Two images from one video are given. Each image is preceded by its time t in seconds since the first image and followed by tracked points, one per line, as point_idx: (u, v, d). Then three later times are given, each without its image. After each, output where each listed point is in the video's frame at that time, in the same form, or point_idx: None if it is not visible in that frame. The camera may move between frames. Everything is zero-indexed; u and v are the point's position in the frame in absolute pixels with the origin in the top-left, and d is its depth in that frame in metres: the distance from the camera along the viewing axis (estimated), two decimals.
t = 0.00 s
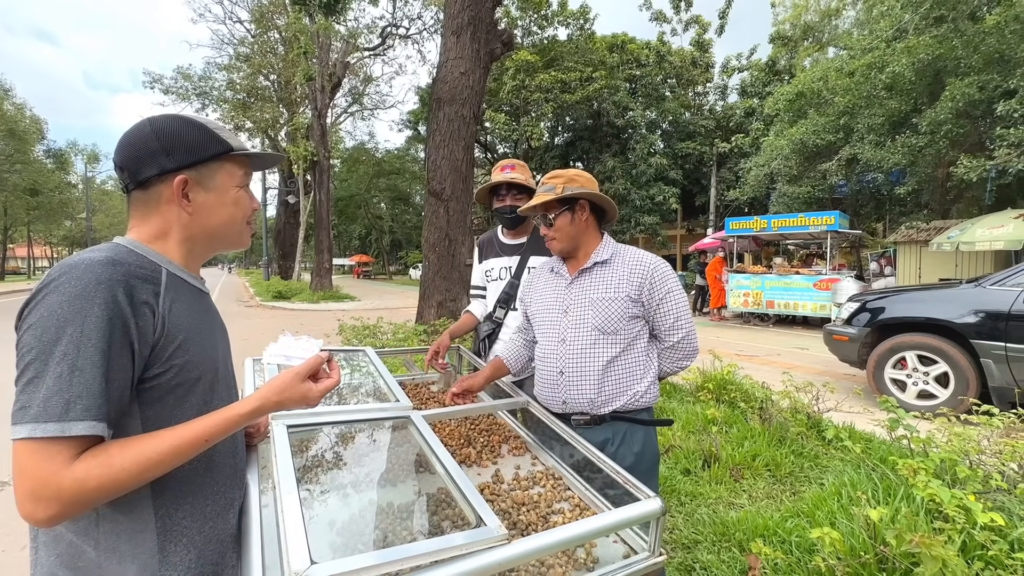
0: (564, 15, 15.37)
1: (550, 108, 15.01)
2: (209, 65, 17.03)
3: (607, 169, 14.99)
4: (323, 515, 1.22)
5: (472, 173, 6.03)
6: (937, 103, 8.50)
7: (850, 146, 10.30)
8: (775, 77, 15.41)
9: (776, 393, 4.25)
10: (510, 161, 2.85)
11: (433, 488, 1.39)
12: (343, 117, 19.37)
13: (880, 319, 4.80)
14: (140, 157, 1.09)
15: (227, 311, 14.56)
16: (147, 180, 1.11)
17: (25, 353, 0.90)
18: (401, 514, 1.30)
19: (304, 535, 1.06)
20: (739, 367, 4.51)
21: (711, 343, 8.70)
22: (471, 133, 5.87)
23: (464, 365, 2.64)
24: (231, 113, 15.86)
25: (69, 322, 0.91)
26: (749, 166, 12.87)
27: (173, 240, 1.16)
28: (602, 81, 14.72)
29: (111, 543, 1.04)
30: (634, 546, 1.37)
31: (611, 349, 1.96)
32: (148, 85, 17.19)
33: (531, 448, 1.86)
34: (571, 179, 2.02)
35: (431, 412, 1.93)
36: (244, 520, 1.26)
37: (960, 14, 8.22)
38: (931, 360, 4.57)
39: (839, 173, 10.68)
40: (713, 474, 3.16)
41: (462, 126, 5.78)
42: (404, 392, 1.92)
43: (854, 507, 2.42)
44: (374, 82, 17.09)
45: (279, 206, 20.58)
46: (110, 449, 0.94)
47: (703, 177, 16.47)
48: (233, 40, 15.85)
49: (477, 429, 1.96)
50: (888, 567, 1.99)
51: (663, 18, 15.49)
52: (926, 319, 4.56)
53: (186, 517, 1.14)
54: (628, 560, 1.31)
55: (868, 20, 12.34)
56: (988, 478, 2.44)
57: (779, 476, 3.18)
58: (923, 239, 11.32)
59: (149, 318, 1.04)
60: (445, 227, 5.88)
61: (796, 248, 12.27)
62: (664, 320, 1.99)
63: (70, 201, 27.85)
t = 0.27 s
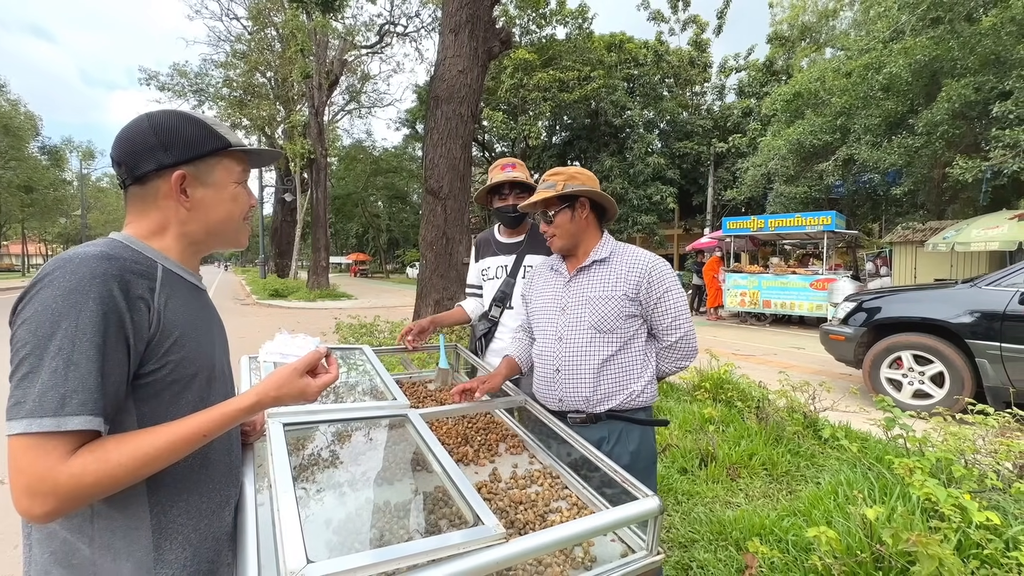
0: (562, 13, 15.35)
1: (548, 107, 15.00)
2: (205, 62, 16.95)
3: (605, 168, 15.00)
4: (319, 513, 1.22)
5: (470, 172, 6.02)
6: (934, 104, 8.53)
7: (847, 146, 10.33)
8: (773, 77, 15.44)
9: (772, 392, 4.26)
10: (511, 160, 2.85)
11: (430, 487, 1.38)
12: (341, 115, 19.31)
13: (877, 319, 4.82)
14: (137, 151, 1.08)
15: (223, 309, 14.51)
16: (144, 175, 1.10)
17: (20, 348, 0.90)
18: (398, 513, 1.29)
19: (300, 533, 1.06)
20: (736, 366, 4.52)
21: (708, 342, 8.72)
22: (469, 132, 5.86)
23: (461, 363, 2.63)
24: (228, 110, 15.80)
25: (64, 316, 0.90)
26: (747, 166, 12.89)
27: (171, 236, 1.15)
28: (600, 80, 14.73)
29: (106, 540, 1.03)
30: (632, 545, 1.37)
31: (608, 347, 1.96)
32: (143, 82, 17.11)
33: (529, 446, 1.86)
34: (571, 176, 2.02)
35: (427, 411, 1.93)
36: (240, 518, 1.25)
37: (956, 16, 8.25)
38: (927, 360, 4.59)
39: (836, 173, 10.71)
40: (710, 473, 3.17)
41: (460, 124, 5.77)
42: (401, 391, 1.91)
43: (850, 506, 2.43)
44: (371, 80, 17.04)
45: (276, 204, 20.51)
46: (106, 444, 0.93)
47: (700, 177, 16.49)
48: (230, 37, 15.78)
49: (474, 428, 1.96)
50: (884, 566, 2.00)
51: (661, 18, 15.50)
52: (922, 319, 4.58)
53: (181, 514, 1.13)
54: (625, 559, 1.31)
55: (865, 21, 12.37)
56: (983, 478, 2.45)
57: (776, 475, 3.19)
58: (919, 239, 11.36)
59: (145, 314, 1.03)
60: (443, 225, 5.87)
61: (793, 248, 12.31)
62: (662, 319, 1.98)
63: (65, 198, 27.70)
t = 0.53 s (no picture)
0: (560, 12, 15.35)
1: (546, 106, 15.00)
2: (202, 58, 16.88)
3: (602, 167, 15.02)
4: (316, 513, 1.21)
5: (467, 171, 6.02)
6: (930, 104, 8.56)
7: (844, 146, 10.36)
8: (770, 78, 15.48)
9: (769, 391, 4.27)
10: (505, 158, 2.84)
11: (427, 486, 1.37)
12: (338, 113, 19.26)
13: (873, 318, 4.84)
14: (139, 147, 1.07)
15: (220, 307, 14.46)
16: (146, 172, 1.09)
17: (18, 345, 0.89)
18: (395, 511, 1.29)
19: (297, 533, 1.05)
20: (733, 365, 4.53)
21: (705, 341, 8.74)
22: (466, 130, 5.85)
23: (459, 362, 2.61)
24: (224, 108, 15.75)
25: (63, 314, 0.89)
26: (744, 165, 12.91)
27: (169, 232, 1.14)
28: (598, 79, 14.75)
29: (102, 540, 1.02)
30: (630, 544, 1.37)
31: (608, 345, 1.95)
32: (139, 78, 17.02)
33: (526, 445, 1.85)
34: (578, 171, 2.04)
35: (425, 410, 1.92)
36: (236, 517, 1.24)
37: (953, 17, 8.28)
38: (922, 359, 4.60)
39: (833, 173, 10.75)
40: (707, 472, 3.17)
41: (457, 123, 5.76)
42: (398, 389, 1.90)
43: (846, 505, 2.43)
44: (369, 78, 16.99)
45: (272, 202, 20.45)
46: (106, 443, 0.92)
47: (697, 176, 16.52)
48: (226, 34, 15.71)
49: (472, 426, 1.95)
50: (881, 565, 2.01)
51: (659, 18, 15.54)
52: (918, 319, 4.59)
53: (177, 514, 1.12)
54: (623, 558, 1.30)
55: (862, 21, 12.41)
56: (979, 477, 2.46)
57: (772, 474, 3.20)
58: (915, 240, 11.41)
59: (143, 311, 1.02)
60: (440, 223, 5.86)
61: (790, 248, 12.34)
62: (661, 315, 1.98)
63: (60, 195, 27.54)
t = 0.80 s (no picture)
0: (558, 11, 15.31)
1: (544, 104, 15.00)
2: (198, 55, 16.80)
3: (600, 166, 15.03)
4: (314, 511, 1.21)
5: (465, 169, 6.01)
6: (926, 105, 8.59)
7: (841, 146, 10.40)
8: (768, 77, 15.49)
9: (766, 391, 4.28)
10: (496, 155, 2.82)
11: (424, 485, 1.37)
12: (336, 111, 19.19)
13: (869, 318, 4.86)
14: (139, 145, 1.06)
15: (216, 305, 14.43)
16: (145, 169, 1.08)
17: (16, 345, 0.88)
18: (392, 511, 1.29)
19: (293, 532, 1.05)
20: (730, 364, 4.54)
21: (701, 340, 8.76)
22: (464, 128, 5.84)
23: (457, 361, 2.61)
24: (221, 105, 15.68)
25: (63, 314, 0.89)
26: (741, 165, 12.94)
27: (168, 231, 1.13)
28: (596, 78, 14.75)
29: (99, 539, 1.02)
30: (628, 542, 1.37)
31: (607, 344, 1.95)
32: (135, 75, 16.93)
33: (524, 444, 1.85)
34: (584, 168, 2.04)
35: (422, 408, 1.92)
36: (234, 515, 1.24)
37: (950, 17, 8.31)
38: (918, 358, 4.62)
39: (830, 173, 10.78)
40: (703, 471, 3.18)
41: (455, 121, 5.75)
42: (396, 388, 1.90)
43: (843, 504, 2.44)
44: (366, 76, 16.96)
45: (269, 200, 20.38)
46: (105, 442, 0.92)
47: (695, 176, 16.55)
48: (223, 31, 15.65)
49: (469, 425, 1.95)
50: (876, 563, 2.02)
51: (657, 17, 15.55)
52: (914, 318, 4.61)
53: (175, 512, 1.12)
54: (621, 557, 1.31)
55: (859, 22, 12.45)
56: (973, 476, 2.48)
57: (769, 472, 3.21)
58: (911, 240, 11.46)
59: (143, 311, 1.02)
60: (437, 222, 5.86)
61: (787, 247, 12.38)
62: (662, 314, 1.96)
63: (55, 192, 27.39)
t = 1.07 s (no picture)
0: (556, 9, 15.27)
1: (542, 103, 14.98)
2: (195, 52, 16.73)
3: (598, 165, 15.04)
4: (311, 509, 1.21)
5: (463, 167, 6.00)
6: (923, 105, 8.62)
7: (838, 146, 10.42)
8: (765, 77, 15.50)
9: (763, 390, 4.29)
10: (489, 154, 2.82)
11: (422, 483, 1.37)
12: (333, 109, 19.13)
13: (865, 317, 4.88)
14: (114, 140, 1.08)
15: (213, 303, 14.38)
16: (123, 164, 1.10)
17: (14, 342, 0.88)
18: (389, 509, 1.29)
19: (290, 530, 1.05)
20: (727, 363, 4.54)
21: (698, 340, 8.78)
22: (462, 127, 5.84)
23: (454, 359, 2.61)
24: (218, 102, 15.63)
25: (60, 309, 0.89)
26: (738, 165, 12.96)
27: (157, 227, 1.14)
28: (594, 77, 14.76)
29: (99, 536, 1.02)
30: (625, 540, 1.37)
31: (612, 345, 1.93)
32: (131, 72, 16.85)
33: (521, 442, 1.86)
34: (600, 163, 2.03)
35: (420, 406, 1.92)
36: (232, 514, 1.24)
37: (946, 18, 8.33)
38: (913, 358, 4.65)
39: (826, 173, 10.81)
40: (700, 469, 3.19)
41: (453, 119, 5.75)
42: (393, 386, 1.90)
43: (838, 502, 2.46)
44: (364, 74, 16.91)
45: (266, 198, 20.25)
46: (102, 441, 0.91)
47: (692, 175, 16.57)
48: (220, 28, 15.57)
49: (467, 424, 1.95)
50: (871, 561, 2.03)
51: (654, 16, 15.57)
52: (909, 318, 4.64)
53: (173, 510, 1.11)
54: (617, 554, 1.31)
55: (856, 22, 12.49)
56: (968, 474, 2.49)
57: (765, 471, 3.23)
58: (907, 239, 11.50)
59: (141, 308, 1.02)
60: (435, 220, 5.85)
61: (783, 247, 12.41)
62: (673, 319, 1.91)
63: (50, 189, 27.23)
